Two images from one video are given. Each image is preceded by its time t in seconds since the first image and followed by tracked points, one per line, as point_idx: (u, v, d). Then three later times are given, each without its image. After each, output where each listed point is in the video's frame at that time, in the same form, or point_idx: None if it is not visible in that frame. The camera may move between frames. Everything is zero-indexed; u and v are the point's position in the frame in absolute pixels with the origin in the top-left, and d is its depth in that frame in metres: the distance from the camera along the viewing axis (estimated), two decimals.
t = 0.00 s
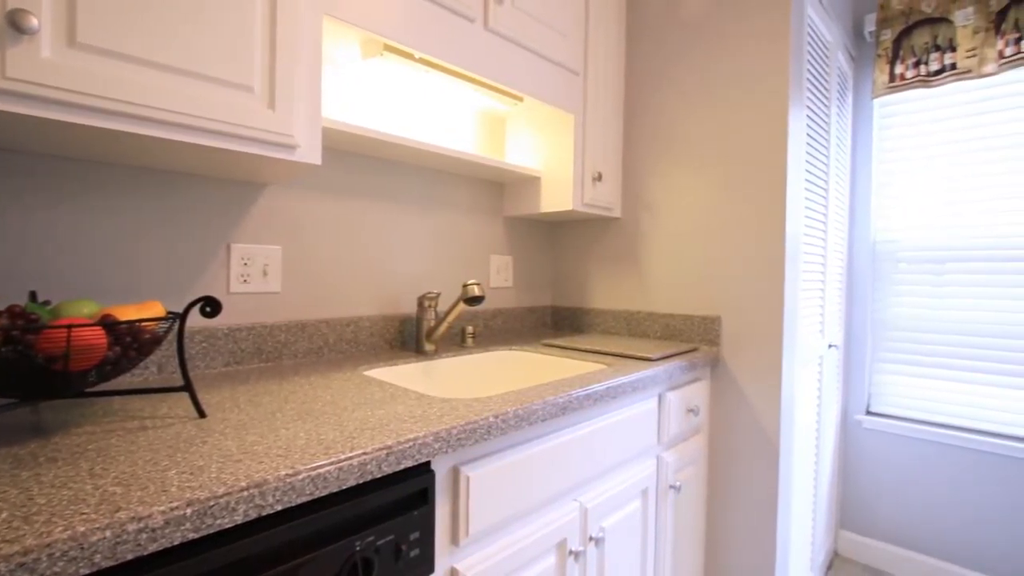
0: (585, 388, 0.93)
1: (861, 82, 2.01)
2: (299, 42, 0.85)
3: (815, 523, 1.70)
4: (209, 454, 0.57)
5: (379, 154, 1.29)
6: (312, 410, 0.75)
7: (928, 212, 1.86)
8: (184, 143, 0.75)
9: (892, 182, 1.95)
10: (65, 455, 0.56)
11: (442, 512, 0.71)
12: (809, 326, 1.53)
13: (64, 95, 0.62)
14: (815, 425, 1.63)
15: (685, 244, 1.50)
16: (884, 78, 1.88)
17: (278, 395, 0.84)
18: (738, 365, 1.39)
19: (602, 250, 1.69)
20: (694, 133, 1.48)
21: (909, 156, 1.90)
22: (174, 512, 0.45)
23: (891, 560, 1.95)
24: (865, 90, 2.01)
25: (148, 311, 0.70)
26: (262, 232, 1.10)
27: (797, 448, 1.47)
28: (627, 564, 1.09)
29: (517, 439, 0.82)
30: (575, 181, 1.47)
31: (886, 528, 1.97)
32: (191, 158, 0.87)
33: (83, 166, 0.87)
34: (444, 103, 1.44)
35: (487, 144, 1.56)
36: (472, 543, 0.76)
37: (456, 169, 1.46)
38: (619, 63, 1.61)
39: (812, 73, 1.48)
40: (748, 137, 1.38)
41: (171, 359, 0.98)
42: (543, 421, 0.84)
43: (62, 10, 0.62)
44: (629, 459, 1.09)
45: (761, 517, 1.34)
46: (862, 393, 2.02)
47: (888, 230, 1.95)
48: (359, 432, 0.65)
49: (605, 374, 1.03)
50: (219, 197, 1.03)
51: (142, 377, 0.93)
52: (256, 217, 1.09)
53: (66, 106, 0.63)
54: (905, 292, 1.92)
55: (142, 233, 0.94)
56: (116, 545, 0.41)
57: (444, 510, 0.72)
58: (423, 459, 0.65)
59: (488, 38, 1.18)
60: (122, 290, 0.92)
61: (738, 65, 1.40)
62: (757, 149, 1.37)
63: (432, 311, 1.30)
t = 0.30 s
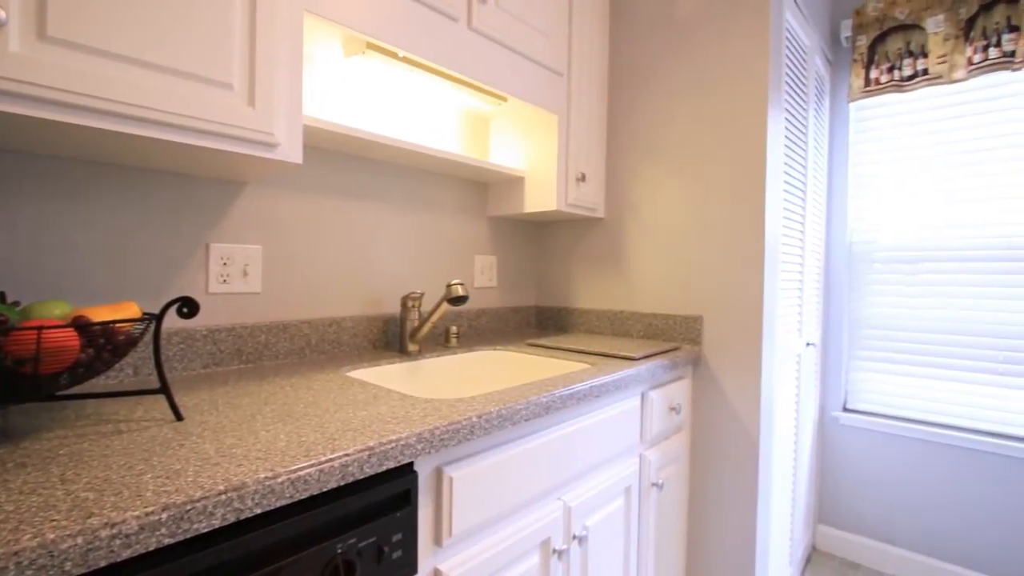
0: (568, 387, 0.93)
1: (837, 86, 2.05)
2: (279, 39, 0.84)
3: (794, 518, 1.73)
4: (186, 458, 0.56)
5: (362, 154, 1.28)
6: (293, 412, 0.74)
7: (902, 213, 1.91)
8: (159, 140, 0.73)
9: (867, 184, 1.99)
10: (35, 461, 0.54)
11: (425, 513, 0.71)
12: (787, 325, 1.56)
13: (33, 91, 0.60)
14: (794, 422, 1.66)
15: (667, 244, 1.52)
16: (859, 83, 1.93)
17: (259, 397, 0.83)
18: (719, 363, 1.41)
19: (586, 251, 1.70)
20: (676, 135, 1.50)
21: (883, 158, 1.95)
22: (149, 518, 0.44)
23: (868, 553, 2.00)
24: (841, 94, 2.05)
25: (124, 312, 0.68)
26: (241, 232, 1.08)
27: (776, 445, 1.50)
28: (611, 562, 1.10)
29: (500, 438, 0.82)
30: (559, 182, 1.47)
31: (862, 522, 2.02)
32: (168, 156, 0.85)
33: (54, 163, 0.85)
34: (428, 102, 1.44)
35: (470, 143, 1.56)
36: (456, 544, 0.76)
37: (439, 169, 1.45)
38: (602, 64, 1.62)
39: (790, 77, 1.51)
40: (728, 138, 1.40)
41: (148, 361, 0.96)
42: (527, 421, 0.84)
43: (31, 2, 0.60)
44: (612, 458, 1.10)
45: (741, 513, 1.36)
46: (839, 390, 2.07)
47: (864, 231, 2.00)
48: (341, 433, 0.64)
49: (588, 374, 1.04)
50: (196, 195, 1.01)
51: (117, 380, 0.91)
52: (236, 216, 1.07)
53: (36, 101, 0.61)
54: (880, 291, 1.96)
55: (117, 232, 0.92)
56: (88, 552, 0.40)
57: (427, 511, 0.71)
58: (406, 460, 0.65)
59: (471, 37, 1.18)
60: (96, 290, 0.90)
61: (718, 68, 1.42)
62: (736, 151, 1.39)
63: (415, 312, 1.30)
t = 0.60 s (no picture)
0: (552, 386, 0.93)
1: (815, 89, 2.09)
2: (260, 36, 0.82)
3: (774, 514, 1.76)
4: (162, 461, 0.55)
5: (345, 153, 1.27)
6: (274, 414, 0.73)
7: (878, 214, 1.95)
8: (136, 137, 0.72)
9: (844, 185, 2.03)
10: (4, 467, 0.53)
11: (408, 514, 0.71)
12: (767, 324, 1.58)
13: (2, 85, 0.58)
14: (773, 419, 1.69)
15: (650, 244, 1.53)
16: (837, 87, 1.97)
17: (240, 399, 0.82)
18: (701, 362, 1.43)
19: (570, 251, 1.71)
20: (659, 136, 1.52)
21: (859, 161, 2.00)
22: (124, 523, 0.43)
23: (845, 547, 2.04)
24: (820, 97, 2.09)
25: (98, 312, 0.67)
26: (221, 231, 1.06)
27: (757, 442, 1.52)
28: (594, 560, 1.10)
29: (484, 438, 0.82)
30: (543, 182, 1.48)
31: (840, 517, 2.06)
32: (145, 153, 0.83)
33: (25, 159, 0.82)
34: (411, 101, 1.43)
35: (454, 143, 1.56)
36: (439, 544, 0.75)
37: (423, 168, 1.45)
38: (586, 65, 1.63)
39: (770, 80, 1.53)
40: (710, 140, 1.42)
41: (124, 363, 0.93)
42: (511, 421, 0.84)
43: None
44: (595, 456, 1.10)
45: (721, 510, 1.38)
46: (817, 388, 2.11)
47: (841, 231, 2.04)
48: (322, 434, 0.64)
49: (572, 373, 1.05)
50: (175, 194, 0.99)
51: (91, 383, 0.89)
52: (216, 215, 1.05)
53: (5, 95, 0.59)
54: (856, 290, 2.01)
55: (91, 230, 0.90)
56: (58, 559, 0.39)
57: (409, 512, 0.71)
58: (389, 461, 0.64)
59: (455, 37, 1.17)
60: (69, 290, 0.87)
61: (700, 70, 1.44)
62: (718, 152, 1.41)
63: (399, 312, 1.29)
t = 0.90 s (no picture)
0: (537, 386, 0.94)
1: (796, 93, 2.13)
2: (239, 32, 0.81)
3: (756, 510, 1.79)
4: (140, 465, 0.54)
5: (328, 152, 1.26)
6: (255, 416, 0.73)
7: (856, 215, 2.00)
8: (112, 134, 0.70)
9: (823, 187, 2.07)
10: None
11: (392, 515, 0.70)
12: (749, 323, 1.61)
13: None
14: (755, 417, 1.72)
15: (634, 245, 1.54)
16: (816, 90, 2.01)
17: (221, 401, 0.81)
18: (684, 361, 1.44)
19: (555, 251, 1.72)
20: (643, 137, 1.53)
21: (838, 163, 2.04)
22: (99, 528, 0.42)
23: (825, 542, 2.08)
24: (800, 100, 2.13)
25: (71, 314, 0.65)
26: (201, 230, 1.05)
27: (739, 439, 1.54)
28: (580, 559, 1.11)
29: (469, 438, 0.82)
30: (528, 182, 1.48)
31: (820, 512, 2.10)
32: (121, 151, 0.81)
33: None
34: (396, 101, 1.42)
35: (440, 143, 1.55)
36: (424, 545, 0.75)
37: (408, 168, 1.44)
38: (571, 66, 1.63)
39: (751, 83, 1.56)
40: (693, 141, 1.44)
41: (100, 365, 0.91)
42: (496, 420, 0.84)
43: None
44: (580, 455, 1.11)
45: (705, 507, 1.40)
46: (798, 386, 2.15)
47: (820, 232, 2.09)
48: (304, 436, 0.63)
49: (557, 372, 1.05)
50: (153, 192, 0.97)
51: (66, 386, 0.86)
52: (195, 214, 1.03)
53: None
54: (836, 290, 2.05)
55: (65, 229, 0.88)
56: (29, 567, 0.38)
57: (394, 513, 0.71)
58: (373, 462, 0.64)
59: (440, 36, 1.17)
60: (42, 291, 0.85)
61: (683, 72, 1.46)
62: (701, 153, 1.42)
63: (384, 312, 1.28)
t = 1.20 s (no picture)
0: (522, 385, 0.94)
1: (776, 96, 2.17)
2: (219, 27, 0.80)
3: (738, 507, 1.81)
4: (115, 470, 0.52)
5: (310, 150, 1.25)
6: (235, 418, 0.71)
7: (834, 216, 2.04)
8: (87, 131, 0.69)
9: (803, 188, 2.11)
10: None
11: (375, 517, 0.70)
12: (731, 322, 1.63)
13: None
14: (737, 414, 1.74)
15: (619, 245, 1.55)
16: (796, 93, 2.04)
17: (200, 403, 0.79)
18: (667, 360, 1.46)
19: (540, 251, 1.72)
20: (627, 138, 1.54)
21: (816, 165, 2.08)
22: (71, 535, 0.41)
23: (810, 539, 2.10)
24: (780, 103, 2.17)
25: (43, 314, 0.63)
26: (180, 230, 1.03)
27: (720, 437, 1.56)
28: (564, 558, 1.11)
29: (453, 439, 0.82)
30: (513, 182, 1.48)
31: (799, 508, 2.13)
32: (98, 149, 0.80)
33: None
34: (380, 100, 1.41)
35: (424, 142, 1.55)
36: (408, 547, 0.75)
37: (392, 167, 1.43)
38: (556, 67, 1.64)
39: (732, 86, 1.58)
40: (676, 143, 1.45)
41: (73, 368, 0.89)
42: (480, 420, 0.84)
43: None
44: (564, 455, 1.11)
45: (687, 504, 1.42)
46: (778, 384, 2.18)
47: (800, 232, 2.13)
48: (286, 438, 0.62)
49: (542, 372, 1.06)
50: (130, 190, 0.95)
51: (39, 389, 0.84)
52: (174, 212, 1.01)
53: None
54: (816, 289, 2.09)
55: (37, 228, 0.85)
56: None
57: (377, 515, 0.70)
58: (355, 463, 0.64)
59: (424, 35, 1.16)
60: (13, 291, 0.83)
61: (666, 74, 1.47)
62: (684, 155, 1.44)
63: (368, 312, 1.27)
